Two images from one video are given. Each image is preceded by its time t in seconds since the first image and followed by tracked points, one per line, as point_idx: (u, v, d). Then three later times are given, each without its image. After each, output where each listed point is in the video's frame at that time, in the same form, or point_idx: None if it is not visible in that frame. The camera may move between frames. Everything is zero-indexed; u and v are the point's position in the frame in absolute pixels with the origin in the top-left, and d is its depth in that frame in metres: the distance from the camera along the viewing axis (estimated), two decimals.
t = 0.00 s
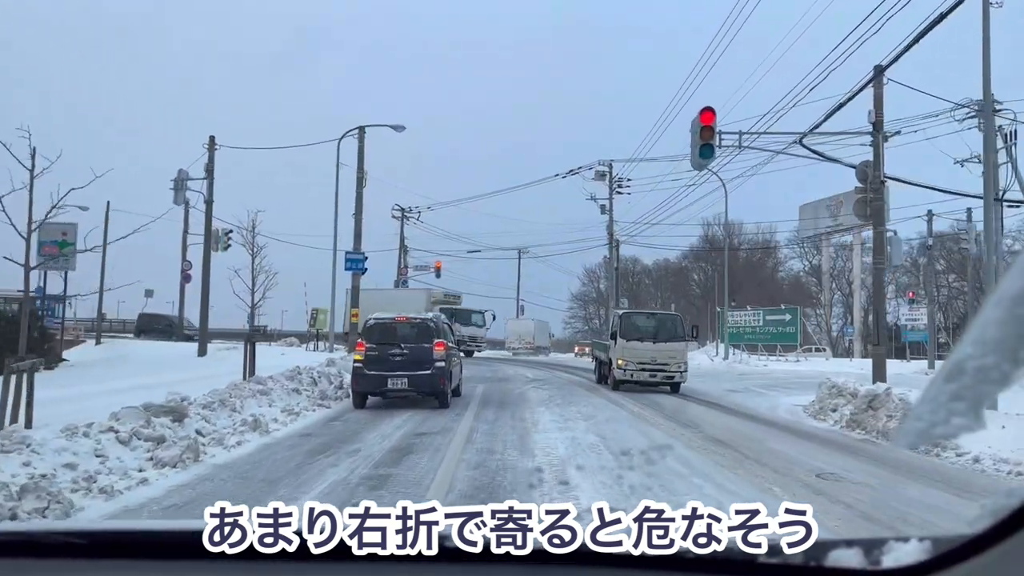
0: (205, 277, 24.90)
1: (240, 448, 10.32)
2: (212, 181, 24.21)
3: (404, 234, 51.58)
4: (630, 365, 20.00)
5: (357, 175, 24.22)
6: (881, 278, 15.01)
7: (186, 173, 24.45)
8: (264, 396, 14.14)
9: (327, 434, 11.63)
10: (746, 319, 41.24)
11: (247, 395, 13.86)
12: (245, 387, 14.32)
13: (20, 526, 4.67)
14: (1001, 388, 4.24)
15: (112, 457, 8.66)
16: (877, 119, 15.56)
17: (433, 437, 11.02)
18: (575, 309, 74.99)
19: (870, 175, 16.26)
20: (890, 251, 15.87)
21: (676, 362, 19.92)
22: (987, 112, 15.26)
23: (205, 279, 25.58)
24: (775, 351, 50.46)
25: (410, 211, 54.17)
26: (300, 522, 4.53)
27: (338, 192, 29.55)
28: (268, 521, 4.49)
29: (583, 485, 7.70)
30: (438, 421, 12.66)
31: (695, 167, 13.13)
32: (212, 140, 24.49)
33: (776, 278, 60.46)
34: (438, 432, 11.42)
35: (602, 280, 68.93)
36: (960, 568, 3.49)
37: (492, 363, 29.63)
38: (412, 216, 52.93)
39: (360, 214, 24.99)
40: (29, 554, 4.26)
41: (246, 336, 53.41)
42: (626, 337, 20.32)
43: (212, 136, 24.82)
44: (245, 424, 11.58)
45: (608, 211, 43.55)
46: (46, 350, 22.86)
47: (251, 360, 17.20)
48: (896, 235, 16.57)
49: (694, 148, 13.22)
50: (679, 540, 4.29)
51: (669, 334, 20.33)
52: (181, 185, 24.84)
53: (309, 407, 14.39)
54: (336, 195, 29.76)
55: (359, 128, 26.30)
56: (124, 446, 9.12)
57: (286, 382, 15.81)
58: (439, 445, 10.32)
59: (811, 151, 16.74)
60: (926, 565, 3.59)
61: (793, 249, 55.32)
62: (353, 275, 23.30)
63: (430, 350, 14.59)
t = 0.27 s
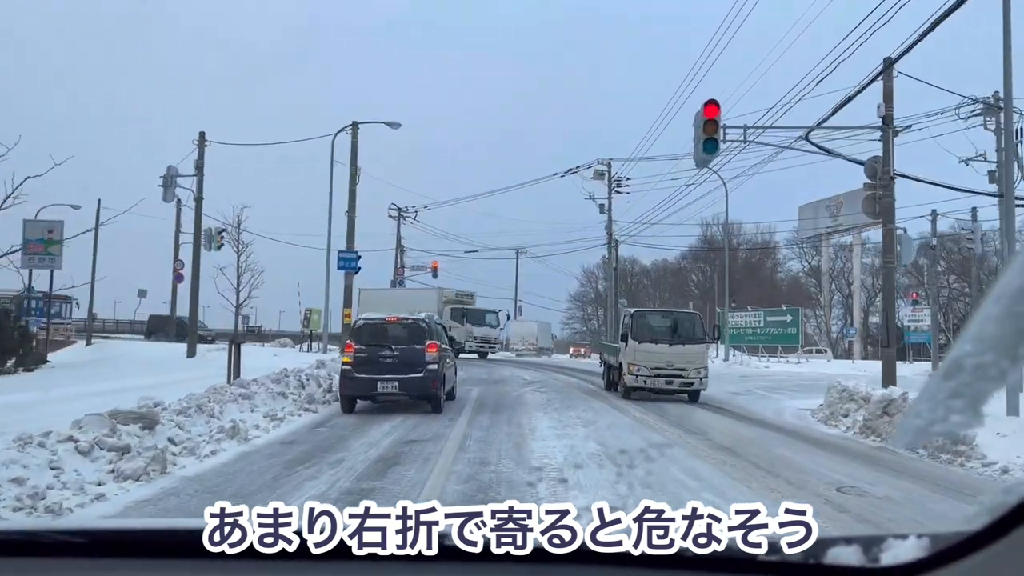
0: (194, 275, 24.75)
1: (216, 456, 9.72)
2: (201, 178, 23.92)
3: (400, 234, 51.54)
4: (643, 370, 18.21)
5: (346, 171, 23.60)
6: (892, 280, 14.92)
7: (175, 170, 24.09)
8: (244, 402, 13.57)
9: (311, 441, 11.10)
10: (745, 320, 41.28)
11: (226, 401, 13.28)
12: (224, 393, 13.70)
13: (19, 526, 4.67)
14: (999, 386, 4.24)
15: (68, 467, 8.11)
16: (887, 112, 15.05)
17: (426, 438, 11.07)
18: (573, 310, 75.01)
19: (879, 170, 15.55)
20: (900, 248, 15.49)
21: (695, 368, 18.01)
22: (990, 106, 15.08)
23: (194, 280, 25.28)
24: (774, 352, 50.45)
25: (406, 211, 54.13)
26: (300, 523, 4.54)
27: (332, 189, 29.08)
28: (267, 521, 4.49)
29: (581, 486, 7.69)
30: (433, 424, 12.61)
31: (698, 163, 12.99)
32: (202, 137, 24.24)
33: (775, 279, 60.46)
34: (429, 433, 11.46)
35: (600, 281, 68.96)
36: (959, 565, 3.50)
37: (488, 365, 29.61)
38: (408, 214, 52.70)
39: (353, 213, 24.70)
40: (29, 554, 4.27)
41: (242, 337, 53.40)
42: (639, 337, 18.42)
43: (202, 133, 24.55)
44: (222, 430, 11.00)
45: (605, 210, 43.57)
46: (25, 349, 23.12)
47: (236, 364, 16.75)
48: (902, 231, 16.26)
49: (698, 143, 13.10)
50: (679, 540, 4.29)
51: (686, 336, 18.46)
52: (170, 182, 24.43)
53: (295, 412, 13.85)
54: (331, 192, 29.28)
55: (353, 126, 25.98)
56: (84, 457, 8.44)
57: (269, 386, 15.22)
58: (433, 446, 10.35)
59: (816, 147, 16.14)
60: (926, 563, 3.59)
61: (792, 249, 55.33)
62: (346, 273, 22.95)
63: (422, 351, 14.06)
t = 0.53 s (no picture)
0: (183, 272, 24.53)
1: (188, 465, 9.21)
2: (190, 174, 23.63)
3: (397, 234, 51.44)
4: (662, 377, 15.80)
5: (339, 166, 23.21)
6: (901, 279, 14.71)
7: (163, 165, 23.70)
8: (227, 408, 13.07)
9: (294, 449, 10.63)
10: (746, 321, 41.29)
11: (206, 407, 12.78)
12: (205, 399, 13.19)
13: (18, 526, 4.67)
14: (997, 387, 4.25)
15: (20, 481, 7.50)
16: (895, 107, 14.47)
17: (418, 446, 10.46)
18: (571, 310, 74.96)
19: (887, 166, 15.22)
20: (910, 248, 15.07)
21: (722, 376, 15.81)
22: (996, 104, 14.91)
23: (182, 278, 24.96)
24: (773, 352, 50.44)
25: (403, 210, 53.99)
26: (300, 523, 4.55)
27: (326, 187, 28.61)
28: (268, 521, 4.49)
29: (579, 488, 7.67)
30: (430, 426, 12.57)
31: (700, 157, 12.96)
32: (190, 132, 23.99)
33: (774, 280, 60.39)
34: (420, 442, 10.84)
35: (598, 282, 68.96)
36: (959, 566, 3.51)
37: (485, 365, 29.51)
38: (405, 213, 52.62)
39: (346, 210, 24.47)
40: (26, 555, 4.26)
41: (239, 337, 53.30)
42: (655, 340, 15.98)
43: (190, 128, 24.27)
44: (198, 438, 10.49)
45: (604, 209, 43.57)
46: (5, 352, 23.19)
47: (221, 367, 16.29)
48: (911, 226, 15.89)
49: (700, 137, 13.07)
50: (678, 540, 4.30)
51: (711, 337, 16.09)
52: (159, 179, 23.89)
53: (281, 418, 13.40)
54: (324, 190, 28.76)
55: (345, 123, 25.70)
56: (39, 469, 7.94)
57: (254, 391, 14.75)
58: (425, 456, 9.94)
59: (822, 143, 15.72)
60: (925, 563, 3.60)
61: (791, 249, 55.30)
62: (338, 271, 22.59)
63: (413, 352, 13.66)
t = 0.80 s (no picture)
0: (173, 271, 24.27)
1: (159, 476, 8.34)
2: (180, 171, 23.36)
3: (395, 233, 51.35)
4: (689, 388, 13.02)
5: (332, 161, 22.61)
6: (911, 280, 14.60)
7: (153, 161, 23.49)
8: (207, 413, 12.21)
9: (278, 455, 9.85)
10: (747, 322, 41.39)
11: (185, 411, 11.93)
12: (183, 403, 12.29)
13: (18, 527, 4.66)
14: (999, 386, 4.25)
15: None
16: (908, 100, 14.15)
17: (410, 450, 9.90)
18: (570, 310, 74.90)
19: (897, 161, 14.96)
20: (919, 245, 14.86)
21: (760, 386, 13.00)
22: (1000, 102, 14.82)
23: (172, 277, 24.78)
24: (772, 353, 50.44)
25: (400, 209, 53.82)
26: (300, 523, 4.54)
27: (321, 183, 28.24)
28: (268, 521, 4.49)
29: (578, 487, 7.64)
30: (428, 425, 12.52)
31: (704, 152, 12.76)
32: (181, 127, 23.74)
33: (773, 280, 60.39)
34: (411, 447, 10.15)
35: (598, 283, 68.89)
36: (959, 566, 3.51)
37: (482, 366, 29.39)
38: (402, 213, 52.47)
39: (340, 208, 24.32)
40: (25, 556, 4.25)
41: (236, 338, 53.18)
42: (681, 344, 13.20)
43: (181, 123, 23.98)
44: (172, 445, 9.62)
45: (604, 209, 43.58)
46: None
47: (207, 369, 15.74)
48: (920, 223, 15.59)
49: (705, 130, 12.95)
50: (679, 540, 4.29)
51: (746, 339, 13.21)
52: (149, 174, 23.62)
53: (266, 422, 12.59)
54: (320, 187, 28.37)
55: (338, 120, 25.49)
56: None
57: (237, 394, 13.88)
58: (418, 454, 9.74)
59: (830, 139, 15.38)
60: (925, 564, 3.60)
61: (791, 249, 55.29)
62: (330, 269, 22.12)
63: (405, 354, 12.86)
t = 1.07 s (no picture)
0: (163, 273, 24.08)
1: (127, 486, 7.87)
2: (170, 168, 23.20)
3: (392, 232, 51.23)
4: (728, 400, 10.79)
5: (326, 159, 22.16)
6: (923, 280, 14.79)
7: (145, 157, 23.47)
8: (187, 418, 11.76)
9: (258, 463, 9.42)
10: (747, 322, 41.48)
11: (164, 416, 11.48)
12: (162, 407, 11.83)
13: (18, 527, 4.66)
14: (998, 386, 4.26)
15: None
16: (916, 93, 13.91)
17: (402, 455, 9.73)
18: (569, 310, 74.84)
19: (906, 156, 14.36)
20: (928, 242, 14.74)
21: (814, 395, 10.79)
22: (1004, 99, 14.75)
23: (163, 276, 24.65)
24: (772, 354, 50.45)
25: (397, 208, 53.63)
26: (300, 523, 4.55)
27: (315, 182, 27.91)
28: (268, 521, 4.49)
29: (576, 488, 7.62)
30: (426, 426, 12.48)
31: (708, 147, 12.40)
32: (171, 123, 23.65)
33: (773, 280, 60.41)
34: (402, 452, 9.93)
35: (597, 283, 68.84)
36: (960, 566, 3.51)
37: (479, 368, 29.26)
38: (400, 213, 52.27)
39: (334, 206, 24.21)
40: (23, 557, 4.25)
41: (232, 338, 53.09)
42: (717, 348, 11.02)
43: (171, 118, 23.82)
44: (144, 453, 9.18)
45: (603, 208, 43.58)
46: None
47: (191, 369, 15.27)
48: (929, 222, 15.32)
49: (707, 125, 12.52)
50: (678, 540, 4.30)
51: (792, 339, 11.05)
52: (138, 170, 23.54)
53: (251, 426, 12.17)
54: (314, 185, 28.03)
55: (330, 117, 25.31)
56: None
57: (221, 398, 13.43)
58: (414, 455, 9.66)
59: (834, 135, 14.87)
60: (925, 564, 3.61)
61: (791, 249, 55.25)
62: (324, 269, 21.74)
63: (397, 356, 12.47)
